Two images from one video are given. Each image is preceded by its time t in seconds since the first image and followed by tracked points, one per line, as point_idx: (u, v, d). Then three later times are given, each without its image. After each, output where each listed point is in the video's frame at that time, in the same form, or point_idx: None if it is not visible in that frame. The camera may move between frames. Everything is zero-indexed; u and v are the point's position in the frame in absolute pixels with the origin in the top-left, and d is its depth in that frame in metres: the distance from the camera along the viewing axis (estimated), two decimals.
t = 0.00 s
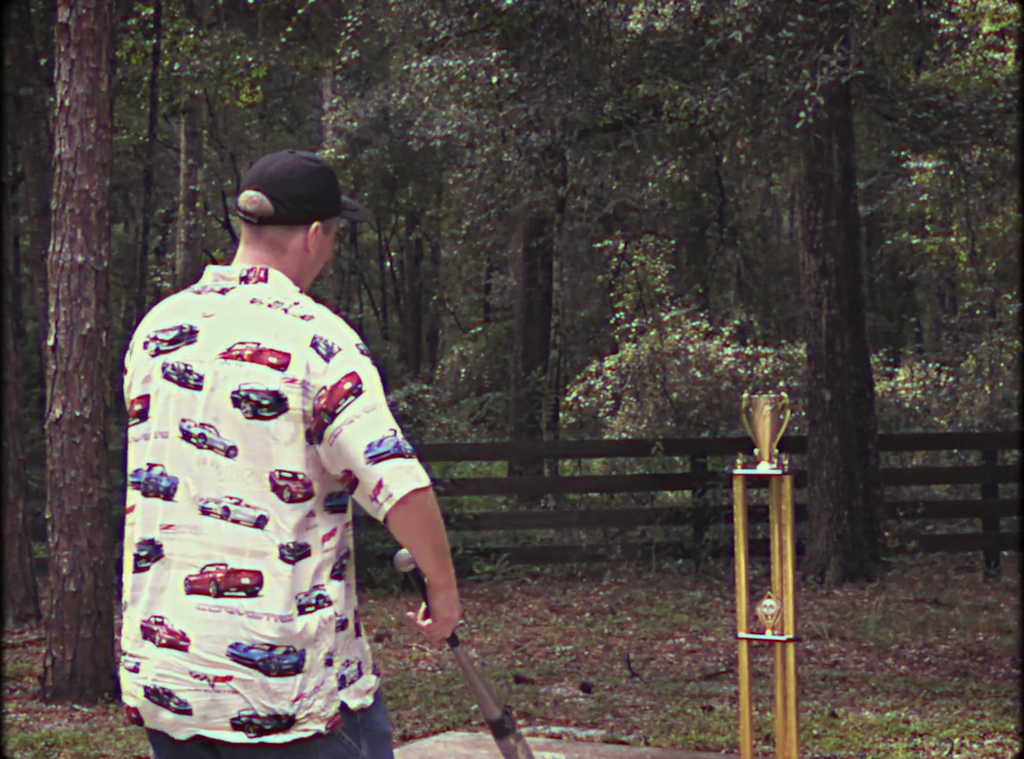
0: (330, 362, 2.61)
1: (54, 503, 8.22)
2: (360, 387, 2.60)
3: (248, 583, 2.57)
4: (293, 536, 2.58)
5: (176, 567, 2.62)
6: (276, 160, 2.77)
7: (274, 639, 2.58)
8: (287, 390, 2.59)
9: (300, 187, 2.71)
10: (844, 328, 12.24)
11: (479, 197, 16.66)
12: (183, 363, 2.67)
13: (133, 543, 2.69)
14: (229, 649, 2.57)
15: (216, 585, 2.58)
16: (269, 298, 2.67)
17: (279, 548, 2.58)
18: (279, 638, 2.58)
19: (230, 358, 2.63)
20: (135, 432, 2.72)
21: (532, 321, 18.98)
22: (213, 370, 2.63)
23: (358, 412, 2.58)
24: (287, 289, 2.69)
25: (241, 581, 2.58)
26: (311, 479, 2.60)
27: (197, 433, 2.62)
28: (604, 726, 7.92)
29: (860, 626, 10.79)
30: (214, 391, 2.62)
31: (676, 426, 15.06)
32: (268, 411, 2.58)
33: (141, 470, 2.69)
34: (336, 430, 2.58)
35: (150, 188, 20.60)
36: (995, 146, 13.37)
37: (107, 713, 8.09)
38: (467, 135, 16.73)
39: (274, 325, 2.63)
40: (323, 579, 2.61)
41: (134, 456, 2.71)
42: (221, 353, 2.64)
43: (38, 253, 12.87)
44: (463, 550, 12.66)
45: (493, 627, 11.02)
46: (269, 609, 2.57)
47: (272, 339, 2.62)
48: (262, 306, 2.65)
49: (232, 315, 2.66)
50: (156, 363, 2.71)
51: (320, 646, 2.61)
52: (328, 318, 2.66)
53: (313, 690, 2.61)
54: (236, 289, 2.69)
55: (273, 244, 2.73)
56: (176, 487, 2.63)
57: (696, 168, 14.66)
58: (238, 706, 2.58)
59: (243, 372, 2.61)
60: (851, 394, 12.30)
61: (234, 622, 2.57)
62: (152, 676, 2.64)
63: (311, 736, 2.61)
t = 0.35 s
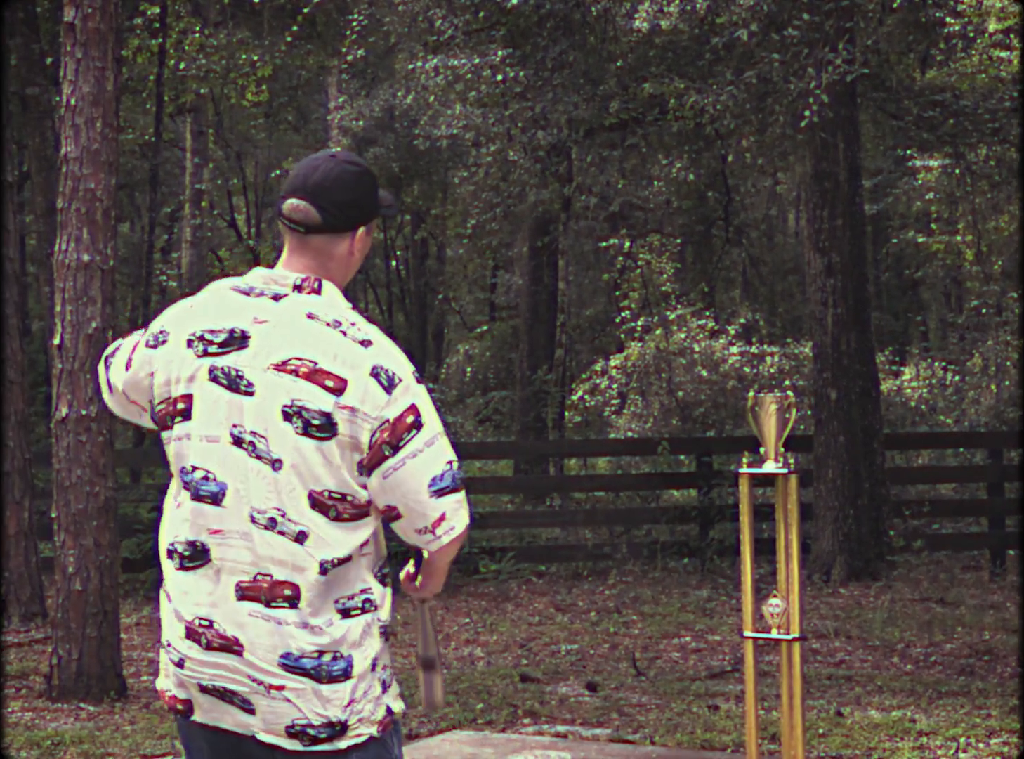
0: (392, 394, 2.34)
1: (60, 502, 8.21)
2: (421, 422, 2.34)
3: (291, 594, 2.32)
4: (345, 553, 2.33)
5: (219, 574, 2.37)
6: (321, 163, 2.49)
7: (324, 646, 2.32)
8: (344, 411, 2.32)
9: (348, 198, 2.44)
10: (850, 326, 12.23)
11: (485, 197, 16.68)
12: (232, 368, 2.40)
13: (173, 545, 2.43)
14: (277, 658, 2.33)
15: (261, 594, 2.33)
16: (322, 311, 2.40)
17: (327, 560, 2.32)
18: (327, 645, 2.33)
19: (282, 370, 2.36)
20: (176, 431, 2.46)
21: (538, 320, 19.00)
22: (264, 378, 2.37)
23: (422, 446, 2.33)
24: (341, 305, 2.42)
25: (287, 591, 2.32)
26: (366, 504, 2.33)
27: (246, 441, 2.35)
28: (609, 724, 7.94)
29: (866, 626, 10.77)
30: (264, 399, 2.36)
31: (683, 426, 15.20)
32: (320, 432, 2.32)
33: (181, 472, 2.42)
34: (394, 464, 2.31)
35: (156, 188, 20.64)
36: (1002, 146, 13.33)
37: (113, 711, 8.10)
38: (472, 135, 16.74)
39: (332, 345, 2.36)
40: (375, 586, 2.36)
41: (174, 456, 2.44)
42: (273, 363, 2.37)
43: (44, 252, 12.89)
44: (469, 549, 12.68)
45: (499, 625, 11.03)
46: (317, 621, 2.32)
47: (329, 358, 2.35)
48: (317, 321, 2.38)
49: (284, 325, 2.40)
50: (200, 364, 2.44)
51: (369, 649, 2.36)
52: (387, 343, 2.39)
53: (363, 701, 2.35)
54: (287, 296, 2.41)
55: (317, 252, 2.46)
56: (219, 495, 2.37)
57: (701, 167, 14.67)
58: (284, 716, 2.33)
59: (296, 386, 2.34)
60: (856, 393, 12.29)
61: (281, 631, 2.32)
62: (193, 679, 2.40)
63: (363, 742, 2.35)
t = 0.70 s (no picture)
0: (376, 389, 2.42)
1: (61, 503, 8.22)
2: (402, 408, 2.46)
3: (308, 594, 2.35)
4: (348, 548, 2.38)
5: (224, 585, 2.36)
6: (262, 174, 2.49)
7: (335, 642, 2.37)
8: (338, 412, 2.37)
9: (301, 211, 2.46)
10: (851, 327, 12.22)
11: (487, 197, 16.68)
12: (215, 383, 2.40)
13: (164, 566, 2.40)
14: (288, 659, 2.34)
15: (270, 597, 2.34)
16: (299, 316, 2.44)
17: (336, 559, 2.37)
18: (338, 641, 2.37)
19: (271, 378, 2.38)
20: (154, 453, 2.44)
21: (540, 321, 19.01)
22: (254, 387, 2.38)
23: (408, 432, 2.45)
24: (313, 309, 2.47)
25: (302, 592, 2.35)
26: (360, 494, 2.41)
27: (242, 453, 2.36)
28: (610, 725, 7.94)
29: (867, 626, 10.77)
30: (258, 409, 2.37)
31: (683, 427, 15.26)
32: (317, 433, 2.36)
33: (168, 490, 2.40)
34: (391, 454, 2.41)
35: (158, 189, 20.64)
36: (1002, 145, 13.40)
37: (114, 713, 8.10)
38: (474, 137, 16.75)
39: (313, 346, 2.41)
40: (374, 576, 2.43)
41: (157, 478, 2.42)
42: (261, 371, 2.39)
43: (45, 253, 12.89)
44: (470, 550, 12.61)
45: (500, 626, 11.02)
46: (330, 618, 2.36)
47: (315, 361, 2.40)
48: (292, 327, 2.42)
49: (264, 334, 2.42)
50: (181, 383, 2.43)
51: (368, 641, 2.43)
52: (360, 338, 2.46)
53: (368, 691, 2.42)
54: (253, 307, 2.45)
55: (273, 265, 2.48)
56: (215, 509, 2.37)
57: (702, 168, 14.67)
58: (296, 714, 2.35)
59: (287, 390, 2.37)
60: (857, 394, 12.28)
61: (294, 630, 2.34)
62: (198, 693, 2.39)
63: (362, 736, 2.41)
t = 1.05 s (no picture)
0: (306, 383, 2.57)
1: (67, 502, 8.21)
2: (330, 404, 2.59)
3: (250, 577, 2.51)
4: (282, 535, 2.54)
5: (169, 571, 2.51)
6: (194, 177, 2.65)
7: (276, 621, 2.52)
8: (270, 407, 2.52)
9: (227, 213, 2.62)
10: (857, 326, 12.23)
11: (493, 196, 16.70)
12: (158, 379, 2.56)
13: (110, 555, 2.55)
14: (239, 637, 2.50)
15: (212, 579, 2.50)
16: (233, 314, 2.59)
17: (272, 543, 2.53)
18: (280, 620, 2.53)
19: (209, 375, 2.54)
20: (100, 446, 2.60)
21: (545, 319, 19.02)
22: (194, 384, 2.53)
23: (336, 428, 2.59)
24: (246, 307, 2.61)
25: (246, 574, 2.51)
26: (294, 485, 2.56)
27: (184, 446, 2.52)
28: (617, 725, 7.93)
29: (873, 625, 10.77)
30: (198, 405, 2.52)
31: (689, 425, 15.37)
32: (251, 425, 2.52)
33: (111, 481, 2.56)
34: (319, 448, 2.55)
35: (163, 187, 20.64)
36: (1009, 144, 13.41)
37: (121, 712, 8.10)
38: (479, 135, 16.77)
39: (249, 343, 2.56)
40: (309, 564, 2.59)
41: (103, 469, 2.58)
42: (200, 368, 2.54)
43: (52, 252, 12.89)
44: (476, 549, 12.61)
45: (506, 625, 11.03)
46: (272, 598, 2.52)
47: (251, 358, 2.55)
48: (228, 324, 2.57)
49: (201, 333, 2.57)
50: (124, 380, 2.59)
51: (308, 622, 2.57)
52: (294, 334, 2.61)
53: (309, 670, 2.56)
54: (192, 305, 2.60)
55: (204, 262, 2.65)
56: (158, 499, 2.52)
57: (707, 166, 14.67)
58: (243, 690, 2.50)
59: (222, 386, 2.53)
60: (863, 393, 12.29)
61: (237, 609, 2.50)
62: (146, 676, 2.53)
63: (300, 715, 2.54)
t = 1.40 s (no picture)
0: (306, 370, 2.70)
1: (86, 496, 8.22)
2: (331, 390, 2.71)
3: (266, 560, 2.66)
4: (291, 519, 2.68)
5: (189, 556, 2.65)
6: (211, 185, 2.79)
7: (286, 606, 2.67)
8: (276, 395, 2.68)
9: (240, 219, 2.77)
10: (876, 320, 12.21)
11: (510, 190, 16.72)
12: (176, 371, 2.71)
13: (131, 541, 2.70)
14: (254, 621, 2.65)
15: (225, 563, 2.65)
16: (244, 310, 2.75)
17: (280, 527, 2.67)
18: (294, 603, 2.68)
19: (223, 367, 2.70)
20: (117, 435, 2.74)
21: (562, 314, 19.04)
22: (209, 375, 2.69)
23: (335, 414, 2.69)
24: (256, 303, 2.77)
25: (261, 558, 2.66)
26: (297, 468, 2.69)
27: (201, 434, 2.67)
28: (635, 719, 7.94)
29: (891, 620, 10.75)
30: (214, 395, 2.68)
31: (707, 420, 15.12)
32: (260, 411, 2.67)
33: (131, 470, 2.71)
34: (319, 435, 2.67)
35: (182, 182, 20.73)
36: None
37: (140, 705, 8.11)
38: (497, 130, 16.80)
39: (259, 336, 2.72)
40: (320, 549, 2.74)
41: (122, 459, 2.72)
42: (215, 361, 2.70)
43: (71, 246, 12.94)
44: (493, 543, 12.63)
45: (524, 620, 11.03)
46: (286, 580, 2.67)
47: (259, 349, 2.71)
48: (241, 320, 2.73)
49: (216, 326, 2.73)
50: (145, 374, 2.74)
51: (313, 608, 2.72)
52: (301, 329, 2.76)
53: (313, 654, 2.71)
54: (208, 300, 2.76)
55: (219, 264, 2.79)
56: (178, 486, 2.67)
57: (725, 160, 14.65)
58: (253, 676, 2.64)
59: (233, 376, 2.69)
60: (882, 387, 12.27)
61: (249, 593, 2.65)
62: (163, 663, 2.64)
63: (306, 695, 2.70)
